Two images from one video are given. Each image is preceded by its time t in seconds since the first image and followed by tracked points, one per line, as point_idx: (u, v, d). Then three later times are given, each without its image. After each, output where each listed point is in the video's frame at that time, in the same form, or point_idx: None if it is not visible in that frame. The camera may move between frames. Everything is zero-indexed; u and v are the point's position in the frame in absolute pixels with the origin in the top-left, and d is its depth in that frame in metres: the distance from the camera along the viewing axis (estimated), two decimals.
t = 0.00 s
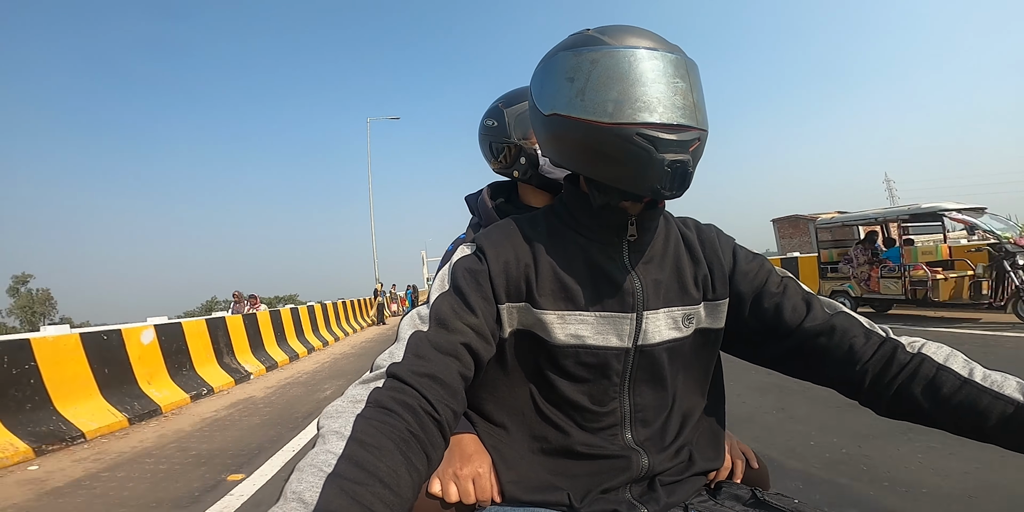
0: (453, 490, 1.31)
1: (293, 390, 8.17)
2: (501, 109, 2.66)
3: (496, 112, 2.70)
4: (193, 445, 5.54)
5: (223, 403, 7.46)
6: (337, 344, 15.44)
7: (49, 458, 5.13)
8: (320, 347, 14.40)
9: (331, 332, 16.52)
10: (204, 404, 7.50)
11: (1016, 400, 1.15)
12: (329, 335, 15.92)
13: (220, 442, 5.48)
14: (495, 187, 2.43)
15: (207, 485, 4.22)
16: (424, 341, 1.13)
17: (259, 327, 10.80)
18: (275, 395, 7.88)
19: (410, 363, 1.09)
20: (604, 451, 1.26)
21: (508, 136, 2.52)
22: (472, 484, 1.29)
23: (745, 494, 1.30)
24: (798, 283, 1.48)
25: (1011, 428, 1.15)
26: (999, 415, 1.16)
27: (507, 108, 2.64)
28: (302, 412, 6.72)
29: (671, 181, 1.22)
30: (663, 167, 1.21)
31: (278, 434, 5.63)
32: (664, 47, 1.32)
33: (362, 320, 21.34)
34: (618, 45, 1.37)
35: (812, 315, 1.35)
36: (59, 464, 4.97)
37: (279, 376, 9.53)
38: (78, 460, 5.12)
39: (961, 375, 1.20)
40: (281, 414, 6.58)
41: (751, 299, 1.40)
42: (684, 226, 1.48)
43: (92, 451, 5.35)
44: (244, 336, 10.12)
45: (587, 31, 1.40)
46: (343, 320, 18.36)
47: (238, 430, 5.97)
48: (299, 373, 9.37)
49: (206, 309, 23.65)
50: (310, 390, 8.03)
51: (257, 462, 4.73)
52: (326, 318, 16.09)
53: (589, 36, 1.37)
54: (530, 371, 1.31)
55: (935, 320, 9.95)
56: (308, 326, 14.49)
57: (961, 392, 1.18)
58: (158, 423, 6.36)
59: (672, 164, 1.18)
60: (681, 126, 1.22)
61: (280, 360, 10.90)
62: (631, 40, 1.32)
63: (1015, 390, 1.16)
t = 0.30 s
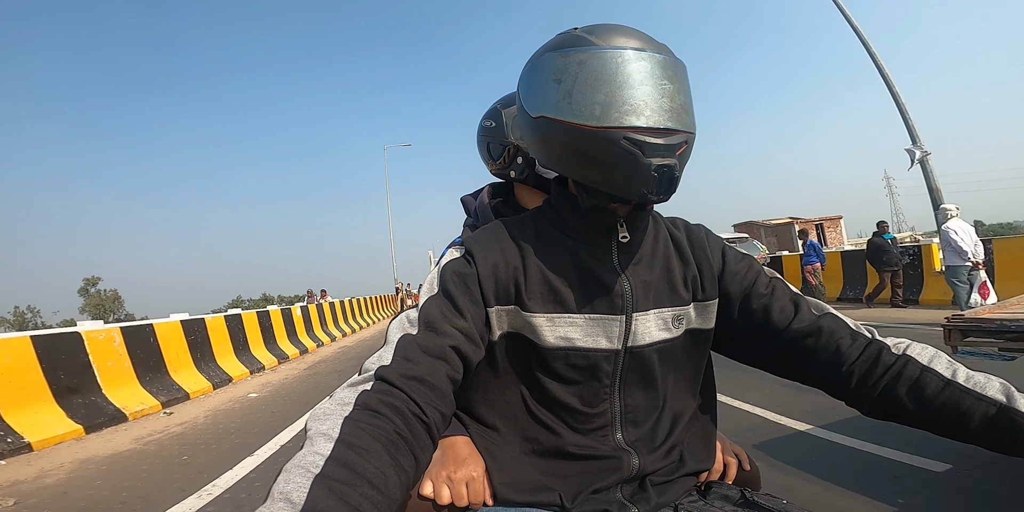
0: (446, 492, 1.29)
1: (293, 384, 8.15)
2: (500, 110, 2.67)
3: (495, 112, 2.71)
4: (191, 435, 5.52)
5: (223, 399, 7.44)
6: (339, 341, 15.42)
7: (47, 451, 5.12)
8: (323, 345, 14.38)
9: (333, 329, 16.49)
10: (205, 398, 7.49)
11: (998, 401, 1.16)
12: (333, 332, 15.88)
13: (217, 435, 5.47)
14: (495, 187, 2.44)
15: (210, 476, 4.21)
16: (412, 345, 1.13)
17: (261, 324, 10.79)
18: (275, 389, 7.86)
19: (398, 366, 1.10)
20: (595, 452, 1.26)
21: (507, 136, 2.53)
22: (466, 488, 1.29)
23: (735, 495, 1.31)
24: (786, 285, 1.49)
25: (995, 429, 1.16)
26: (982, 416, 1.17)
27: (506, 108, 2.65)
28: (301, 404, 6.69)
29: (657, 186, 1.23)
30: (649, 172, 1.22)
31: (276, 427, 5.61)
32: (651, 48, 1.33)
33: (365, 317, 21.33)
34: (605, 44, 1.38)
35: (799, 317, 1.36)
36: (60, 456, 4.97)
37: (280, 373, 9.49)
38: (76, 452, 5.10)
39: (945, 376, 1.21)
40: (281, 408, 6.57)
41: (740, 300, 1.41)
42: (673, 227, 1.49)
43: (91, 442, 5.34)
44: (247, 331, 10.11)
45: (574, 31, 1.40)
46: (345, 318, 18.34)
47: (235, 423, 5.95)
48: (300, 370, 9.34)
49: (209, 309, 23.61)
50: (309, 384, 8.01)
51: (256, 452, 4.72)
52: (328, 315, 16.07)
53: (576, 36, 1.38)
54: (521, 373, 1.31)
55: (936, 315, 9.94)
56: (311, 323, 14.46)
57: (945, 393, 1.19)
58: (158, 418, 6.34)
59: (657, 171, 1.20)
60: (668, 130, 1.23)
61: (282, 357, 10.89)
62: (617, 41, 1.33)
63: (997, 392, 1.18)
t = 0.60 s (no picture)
0: (441, 487, 1.27)
1: (282, 381, 8.09)
2: (488, 111, 2.68)
3: (483, 114, 2.72)
4: (176, 428, 5.49)
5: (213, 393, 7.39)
6: (332, 339, 15.37)
7: (33, 445, 5.07)
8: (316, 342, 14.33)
9: (326, 327, 16.42)
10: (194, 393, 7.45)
11: (983, 393, 1.18)
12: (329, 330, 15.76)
13: (205, 428, 5.43)
14: (486, 186, 2.44)
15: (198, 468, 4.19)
16: (407, 340, 1.13)
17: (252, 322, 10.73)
18: (264, 385, 7.80)
19: (394, 361, 1.10)
20: (589, 447, 1.27)
21: (495, 136, 2.53)
22: (460, 482, 1.28)
23: (728, 488, 1.32)
24: (776, 279, 1.50)
25: (981, 420, 1.17)
26: (968, 408, 1.18)
27: (493, 109, 2.66)
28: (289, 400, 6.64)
29: (646, 184, 1.24)
30: (637, 171, 1.23)
31: (266, 421, 5.57)
32: (642, 47, 1.33)
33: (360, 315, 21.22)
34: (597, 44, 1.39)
35: (789, 311, 1.37)
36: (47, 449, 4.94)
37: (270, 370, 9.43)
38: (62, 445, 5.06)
39: (931, 369, 1.22)
40: (270, 403, 6.52)
41: (731, 295, 1.42)
42: (664, 222, 1.50)
43: (77, 437, 5.30)
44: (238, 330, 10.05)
45: (566, 30, 1.41)
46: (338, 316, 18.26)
47: (222, 417, 5.91)
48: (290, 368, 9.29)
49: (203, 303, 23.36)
50: (299, 381, 7.95)
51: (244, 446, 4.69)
52: (322, 313, 16.01)
53: (568, 35, 1.39)
54: (515, 369, 1.32)
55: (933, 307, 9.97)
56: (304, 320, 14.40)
57: (931, 386, 1.21)
58: (145, 412, 6.30)
59: (645, 169, 1.20)
60: (656, 130, 1.24)
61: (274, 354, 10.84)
62: (610, 40, 1.33)
63: (983, 384, 1.19)
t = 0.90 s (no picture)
0: (439, 487, 1.27)
1: (266, 377, 8.08)
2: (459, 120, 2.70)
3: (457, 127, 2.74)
4: (160, 423, 5.48)
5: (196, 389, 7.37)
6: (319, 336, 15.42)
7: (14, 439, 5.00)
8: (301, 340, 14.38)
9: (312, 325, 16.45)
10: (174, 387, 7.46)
11: (973, 381, 1.19)
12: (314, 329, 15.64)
13: (192, 422, 5.38)
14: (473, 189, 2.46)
15: (183, 459, 4.20)
16: (402, 340, 1.14)
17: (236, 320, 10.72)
18: (247, 381, 7.79)
19: (389, 361, 1.10)
20: (585, 443, 1.28)
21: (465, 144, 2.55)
22: (458, 481, 1.27)
23: (726, 481, 1.33)
24: (764, 273, 1.51)
25: (971, 408, 1.19)
26: (957, 396, 1.19)
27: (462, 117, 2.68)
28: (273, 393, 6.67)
29: (634, 184, 1.25)
30: (626, 170, 1.23)
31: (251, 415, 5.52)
32: (632, 47, 1.34)
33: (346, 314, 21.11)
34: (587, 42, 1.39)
35: (779, 304, 1.38)
36: (31, 441, 4.92)
37: (252, 367, 9.45)
38: (45, 438, 4.98)
39: (920, 358, 1.24)
40: (254, 397, 6.55)
41: (721, 290, 1.43)
42: (654, 220, 1.51)
43: (61, 429, 5.28)
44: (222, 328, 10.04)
45: (556, 30, 1.41)
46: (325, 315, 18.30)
47: (204, 411, 5.92)
48: (274, 366, 9.29)
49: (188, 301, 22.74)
50: (282, 375, 7.96)
51: (229, 439, 4.71)
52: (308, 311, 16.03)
53: (557, 35, 1.39)
54: (509, 368, 1.33)
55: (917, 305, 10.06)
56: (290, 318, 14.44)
57: (921, 375, 1.22)
58: (128, 406, 6.26)
59: (634, 167, 1.21)
60: (644, 130, 1.25)
61: (259, 353, 10.84)
62: (599, 40, 1.34)
63: (972, 372, 1.21)
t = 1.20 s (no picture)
0: (450, 498, 1.25)
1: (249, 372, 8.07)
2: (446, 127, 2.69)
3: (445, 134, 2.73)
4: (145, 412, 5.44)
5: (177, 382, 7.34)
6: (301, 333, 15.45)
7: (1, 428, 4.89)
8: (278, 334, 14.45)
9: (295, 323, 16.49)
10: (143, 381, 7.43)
11: (984, 367, 1.19)
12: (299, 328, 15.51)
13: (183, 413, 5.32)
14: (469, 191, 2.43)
15: (167, 446, 4.17)
16: (407, 347, 1.12)
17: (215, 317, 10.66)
18: (229, 375, 7.77)
19: (395, 371, 1.08)
20: (595, 444, 1.26)
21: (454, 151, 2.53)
22: (469, 491, 1.25)
23: (738, 477, 1.32)
24: (771, 268, 1.50)
25: (984, 395, 1.18)
26: (970, 383, 1.19)
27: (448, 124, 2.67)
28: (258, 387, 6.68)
29: (643, 176, 1.23)
30: (635, 162, 1.22)
31: (244, 407, 5.47)
32: (638, 42, 1.33)
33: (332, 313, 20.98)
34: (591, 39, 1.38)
35: (786, 298, 1.37)
36: (13, 428, 4.86)
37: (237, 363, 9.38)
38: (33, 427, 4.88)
39: (929, 345, 1.23)
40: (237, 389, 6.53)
41: (727, 286, 1.41)
42: (658, 218, 1.49)
43: (49, 419, 5.19)
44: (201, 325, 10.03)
45: (561, 26, 1.40)
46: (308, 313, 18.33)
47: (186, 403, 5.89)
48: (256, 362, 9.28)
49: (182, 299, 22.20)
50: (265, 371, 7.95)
51: (215, 428, 4.65)
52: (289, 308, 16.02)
53: (563, 31, 1.38)
54: (516, 371, 1.31)
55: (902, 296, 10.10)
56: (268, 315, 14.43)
57: (932, 362, 1.21)
58: (116, 399, 6.17)
59: (643, 159, 1.20)
60: (653, 122, 1.24)
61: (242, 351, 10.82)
62: (605, 35, 1.33)
63: (982, 357, 1.20)
